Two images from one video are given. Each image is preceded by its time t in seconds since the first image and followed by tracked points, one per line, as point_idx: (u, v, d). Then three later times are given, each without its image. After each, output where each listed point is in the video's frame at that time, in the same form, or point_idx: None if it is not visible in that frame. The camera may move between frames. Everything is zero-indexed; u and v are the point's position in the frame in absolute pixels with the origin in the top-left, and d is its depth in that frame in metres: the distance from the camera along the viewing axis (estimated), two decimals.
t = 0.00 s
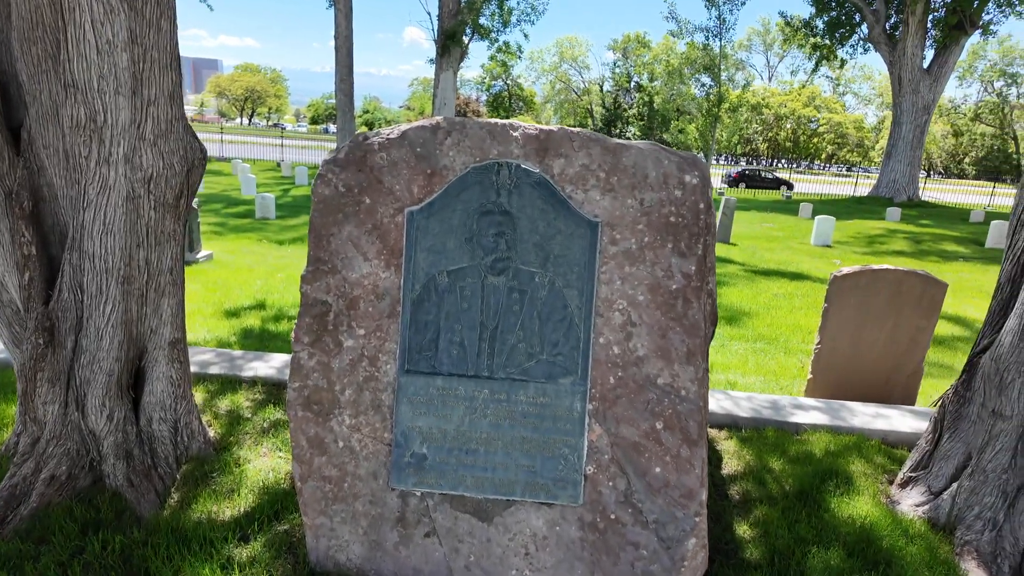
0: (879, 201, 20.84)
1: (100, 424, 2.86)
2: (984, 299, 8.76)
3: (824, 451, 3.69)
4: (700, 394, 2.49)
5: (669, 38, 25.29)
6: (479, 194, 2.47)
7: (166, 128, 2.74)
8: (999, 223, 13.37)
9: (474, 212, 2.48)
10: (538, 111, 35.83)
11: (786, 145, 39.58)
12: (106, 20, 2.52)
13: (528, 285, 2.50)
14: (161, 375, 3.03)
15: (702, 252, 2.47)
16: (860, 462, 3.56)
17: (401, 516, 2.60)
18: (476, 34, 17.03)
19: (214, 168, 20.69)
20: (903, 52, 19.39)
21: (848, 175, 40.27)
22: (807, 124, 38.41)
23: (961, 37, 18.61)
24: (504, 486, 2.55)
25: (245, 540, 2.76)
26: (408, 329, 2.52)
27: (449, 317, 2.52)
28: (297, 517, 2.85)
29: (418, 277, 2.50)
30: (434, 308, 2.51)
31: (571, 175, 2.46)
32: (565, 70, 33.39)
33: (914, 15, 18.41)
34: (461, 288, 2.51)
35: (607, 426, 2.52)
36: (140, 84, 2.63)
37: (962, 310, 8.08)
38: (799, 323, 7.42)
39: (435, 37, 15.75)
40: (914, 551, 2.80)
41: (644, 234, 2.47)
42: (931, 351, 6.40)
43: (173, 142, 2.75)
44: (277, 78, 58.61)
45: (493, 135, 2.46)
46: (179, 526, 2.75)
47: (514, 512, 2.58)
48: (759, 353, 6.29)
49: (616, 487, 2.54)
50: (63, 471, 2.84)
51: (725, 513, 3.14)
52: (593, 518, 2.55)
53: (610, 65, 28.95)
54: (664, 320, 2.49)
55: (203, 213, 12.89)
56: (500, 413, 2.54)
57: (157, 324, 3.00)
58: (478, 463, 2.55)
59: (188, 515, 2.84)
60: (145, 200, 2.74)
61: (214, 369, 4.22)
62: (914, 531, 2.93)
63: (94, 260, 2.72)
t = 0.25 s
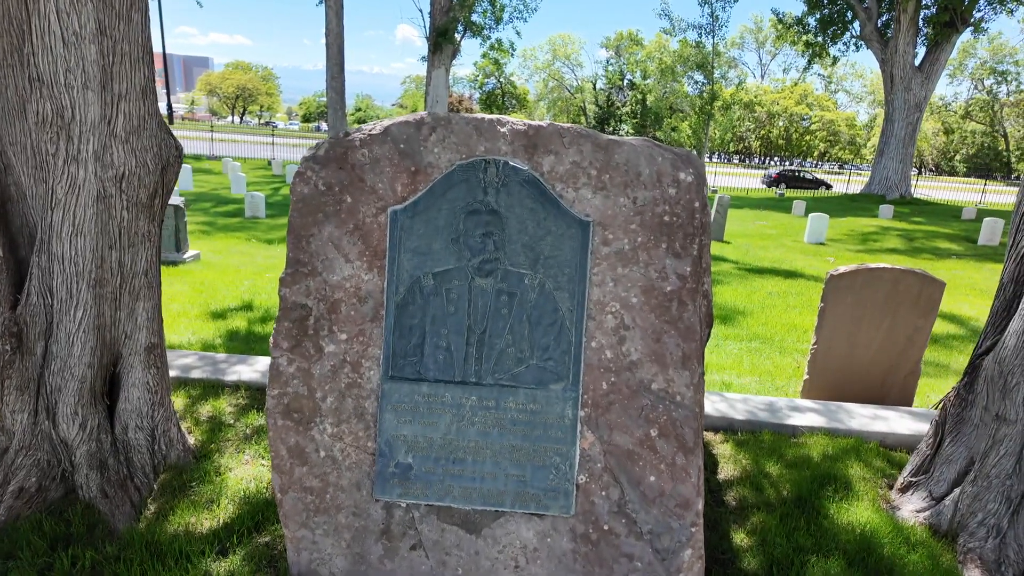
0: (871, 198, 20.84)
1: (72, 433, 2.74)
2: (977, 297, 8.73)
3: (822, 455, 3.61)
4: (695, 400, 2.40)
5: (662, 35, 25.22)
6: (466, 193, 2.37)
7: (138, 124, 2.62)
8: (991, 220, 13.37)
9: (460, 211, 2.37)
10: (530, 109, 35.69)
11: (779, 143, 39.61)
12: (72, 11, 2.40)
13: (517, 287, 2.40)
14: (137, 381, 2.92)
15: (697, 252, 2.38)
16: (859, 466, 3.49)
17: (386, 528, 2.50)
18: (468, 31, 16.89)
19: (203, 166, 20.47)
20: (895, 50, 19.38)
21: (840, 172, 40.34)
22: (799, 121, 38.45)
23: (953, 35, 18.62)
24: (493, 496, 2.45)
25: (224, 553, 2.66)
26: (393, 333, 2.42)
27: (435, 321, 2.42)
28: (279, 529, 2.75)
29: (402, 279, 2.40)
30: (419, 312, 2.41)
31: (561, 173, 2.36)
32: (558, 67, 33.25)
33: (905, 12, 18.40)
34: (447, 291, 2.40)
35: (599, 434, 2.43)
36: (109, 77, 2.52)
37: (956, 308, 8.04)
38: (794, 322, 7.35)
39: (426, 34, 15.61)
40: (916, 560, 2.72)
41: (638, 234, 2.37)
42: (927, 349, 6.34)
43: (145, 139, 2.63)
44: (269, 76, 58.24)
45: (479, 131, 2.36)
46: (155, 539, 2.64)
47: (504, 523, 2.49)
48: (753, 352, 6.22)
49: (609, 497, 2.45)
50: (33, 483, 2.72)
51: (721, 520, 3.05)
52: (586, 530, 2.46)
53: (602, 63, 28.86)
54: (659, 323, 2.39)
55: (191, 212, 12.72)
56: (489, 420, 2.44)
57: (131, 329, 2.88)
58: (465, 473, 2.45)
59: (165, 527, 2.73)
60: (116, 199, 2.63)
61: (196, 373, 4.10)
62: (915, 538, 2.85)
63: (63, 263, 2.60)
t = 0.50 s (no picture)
0: (870, 196, 20.77)
1: (52, 439, 2.66)
2: (977, 296, 8.67)
3: (821, 458, 3.54)
4: (692, 404, 2.33)
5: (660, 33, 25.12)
6: (454, 190, 2.30)
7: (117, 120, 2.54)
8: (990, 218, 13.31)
9: (449, 210, 2.30)
10: (529, 107, 35.58)
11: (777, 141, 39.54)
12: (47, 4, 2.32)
13: (508, 289, 2.33)
14: (119, 385, 2.84)
15: (694, 252, 2.31)
16: (859, 469, 3.42)
17: (374, 537, 2.43)
18: (465, 28, 16.79)
19: (199, 165, 20.34)
20: (893, 47, 19.31)
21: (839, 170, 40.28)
22: (798, 119, 38.37)
23: (951, 32, 18.54)
24: (483, 504, 2.38)
25: (207, 562, 2.59)
26: (380, 336, 2.34)
27: (423, 323, 2.34)
28: (264, 537, 2.68)
29: (389, 281, 2.32)
30: (407, 314, 2.34)
31: (552, 170, 2.29)
32: (556, 65, 33.14)
33: (904, 9, 18.32)
34: (436, 292, 2.33)
35: (593, 440, 2.36)
36: (87, 72, 2.45)
37: (956, 307, 7.97)
38: (792, 321, 7.28)
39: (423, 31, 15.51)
40: (918, 567, 2.65)
41: (632, 233, 2.30)
42: (927, 349, 6.27)
43: (125, 136, 2.56)
44: (266, 74, 58.04)
45: (469, 127, 2.28)
46: (136, 548, 2.57)
47: (495, 531, 2.42)
48: (752, 352, 6.15)
49: (603, 504, 2.38)
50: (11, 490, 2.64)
51: (718, 526, 2.98)
52: (579, 538, 2.39)
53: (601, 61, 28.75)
54: (654, 325, 2.32)
55: (186, 211, 12.63)
56: (479, 426, 2.37)
57: (113, 331, 2.81)
58: (455, 480, 2.39)
59: (147, 536, 2.66)
60: (96, 198, 2.55)
61: (184, 375, 4.03)
62: (917, 545, 2.78)
63: (40, 264, 2.53)
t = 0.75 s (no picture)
0: (870, 195, 20.72)
1: (37, 443, 2.61)
2: (977, 295, 8.62)
3: (819, 460, 3.50)
4: (687, 408, 2.29)
5: (659, 31, 25.06)
6: (445, 190, 2.25)
7: (101, 118, 2.50)
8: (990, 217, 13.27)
9: (440, 209, 2.25)
10: (528, 106, 35.50)
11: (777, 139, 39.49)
12: None
13: (500, 290, 2.28)
14: (107, 388, 2.80)
15: (689, 252, 2.27)
16: (857, 472, 3.38)
17: (363, 542, 2.39)
18: (464, 27, 16.72)
19: (197, 164, 20.27)
20: (893, 46, 19.26)
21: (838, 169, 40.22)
22: (797, 118, 38.32)
23: (951, 30, 18.49)
24: (475, 509, 2.34)
25: (195, 568, 2.54)
26: (369, 339, 2.30)
27: (414, 326, 2.30)
28: (253, 542, 2.64)
29: (379, 282, 2.28)
30: (397, 317, 2.29)
31: (545, 169, 2.24)
32: (555, 64, 33.07)
33: (904, 7, 18.27)
34: (426, 294, 2.28)
35: (587, 445, 2.31)
36: (70, 70, 2.41)
37: (955, 306, 7.92)
38: (791, 321, 7.24)
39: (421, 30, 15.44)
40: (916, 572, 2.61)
41: (627, 234, 2.25)
42: (927, 349, 6.23)
43: (110, 135, 2.53)
44: (265, 73, 57.92)
45: (460, 126, 2.24)
46: (123, 554, 2.53)
47: (487, 537, 2.38)
48: (749, 353, 6.11)
49: (596, 510, 2.33)
50: None
51: (715, 530, 2.94)
52: (572, 544, 2.34)
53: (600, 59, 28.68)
54: (649, 328, 2.28)
55: (182, 210, 12.57)
56: (471, 430, 2.33)
57: (101, 333, 2.76)
58: (446, 485, 2.35)
59: (134, 542, 2.61)
60: (80, 198, 2.52)
61: (175, 377, 3.98)
62: (917, 550, 2.74)
63: (23, 264, 2.48)
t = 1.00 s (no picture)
0: (869, 194, 20.68)
1: (27, 444, 2.59)
2: (977, 295, 8.59)
3: (818, 461, 3.48)
4: (683, 409, 2.26)
5: (659, 31, 25.02)
6: (438, 189, 2.23)
7: (90, 117, 2.48)
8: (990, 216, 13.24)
9: (433, 208, 2.23)
10: (527, 106, 35.46)
11: (777, 139, 39.46)
12: None
13: (494, 290, 2.26)
14: (99, 388, 2.78)
15: (685, 251, 2.24)
16: (856, 472, 3.36)
17: (356, 544, 2.36)
18: (463, 26, 16.69)
19: (196, 164, 20.23)
20: (892, 45, 19.23)
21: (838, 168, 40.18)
22: (797, 117, 38.29)
23: (951, 30, 18.45)
24: (469, 511, 2.32)
25: (187, 570, 2.52)
26: (362, 339, 2.27)
27: (407, 326, 2.27)
28: (245, 544, 2.61)
29: (371, 282, 2.25)
30: (390, 317, 2.27)
31: (539, 167, 2.22)
32: (555, 64, 33.04)
33: (903, 7, 18.24)
34: (419, 294, 2.26)
35: (582, 445, 2.29)
36: (59, 67, 2.40)
37: (955, 305, 7.90)
38: (790, 320, 7.21)
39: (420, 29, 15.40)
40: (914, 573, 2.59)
41: (622, 232, 2.23)
42: (927, 348, 6.20)
43: (101, 133, 2.52)
44: (264, 73, 57.86)
45: (453, 124, 2.21)
46: (114, 556, 2.50)
47: (481, 539, 2.35)
48: (748, 352, 6.08)
49: (591, 512, 2.31)
50: None
51: (712, 531, 2.92)
52: (567, 546, 2.32)
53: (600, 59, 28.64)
54: (644, 328, 2.25)
55: (180, 210, 12.54)
56: (464, 431, 2.30)
57: (92, 333, 2.74)
58: (439, 486, 2.33)
59: (125, 543, 2.59)
60: (70, 196, 2.50)
61: (169, 377, 3.96)
62: (916, 552, 2.71)
63: (13, 263, 2.46)
